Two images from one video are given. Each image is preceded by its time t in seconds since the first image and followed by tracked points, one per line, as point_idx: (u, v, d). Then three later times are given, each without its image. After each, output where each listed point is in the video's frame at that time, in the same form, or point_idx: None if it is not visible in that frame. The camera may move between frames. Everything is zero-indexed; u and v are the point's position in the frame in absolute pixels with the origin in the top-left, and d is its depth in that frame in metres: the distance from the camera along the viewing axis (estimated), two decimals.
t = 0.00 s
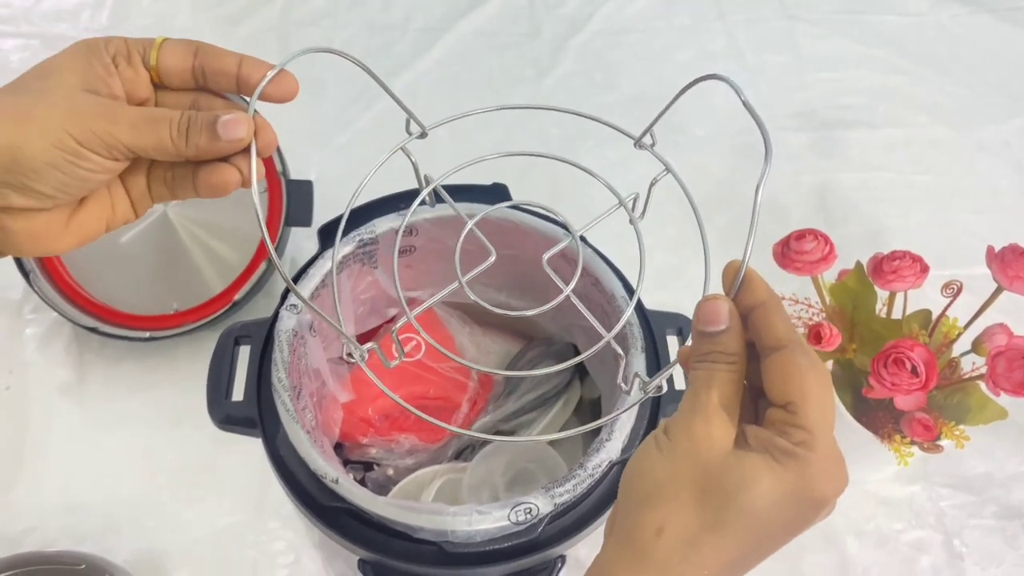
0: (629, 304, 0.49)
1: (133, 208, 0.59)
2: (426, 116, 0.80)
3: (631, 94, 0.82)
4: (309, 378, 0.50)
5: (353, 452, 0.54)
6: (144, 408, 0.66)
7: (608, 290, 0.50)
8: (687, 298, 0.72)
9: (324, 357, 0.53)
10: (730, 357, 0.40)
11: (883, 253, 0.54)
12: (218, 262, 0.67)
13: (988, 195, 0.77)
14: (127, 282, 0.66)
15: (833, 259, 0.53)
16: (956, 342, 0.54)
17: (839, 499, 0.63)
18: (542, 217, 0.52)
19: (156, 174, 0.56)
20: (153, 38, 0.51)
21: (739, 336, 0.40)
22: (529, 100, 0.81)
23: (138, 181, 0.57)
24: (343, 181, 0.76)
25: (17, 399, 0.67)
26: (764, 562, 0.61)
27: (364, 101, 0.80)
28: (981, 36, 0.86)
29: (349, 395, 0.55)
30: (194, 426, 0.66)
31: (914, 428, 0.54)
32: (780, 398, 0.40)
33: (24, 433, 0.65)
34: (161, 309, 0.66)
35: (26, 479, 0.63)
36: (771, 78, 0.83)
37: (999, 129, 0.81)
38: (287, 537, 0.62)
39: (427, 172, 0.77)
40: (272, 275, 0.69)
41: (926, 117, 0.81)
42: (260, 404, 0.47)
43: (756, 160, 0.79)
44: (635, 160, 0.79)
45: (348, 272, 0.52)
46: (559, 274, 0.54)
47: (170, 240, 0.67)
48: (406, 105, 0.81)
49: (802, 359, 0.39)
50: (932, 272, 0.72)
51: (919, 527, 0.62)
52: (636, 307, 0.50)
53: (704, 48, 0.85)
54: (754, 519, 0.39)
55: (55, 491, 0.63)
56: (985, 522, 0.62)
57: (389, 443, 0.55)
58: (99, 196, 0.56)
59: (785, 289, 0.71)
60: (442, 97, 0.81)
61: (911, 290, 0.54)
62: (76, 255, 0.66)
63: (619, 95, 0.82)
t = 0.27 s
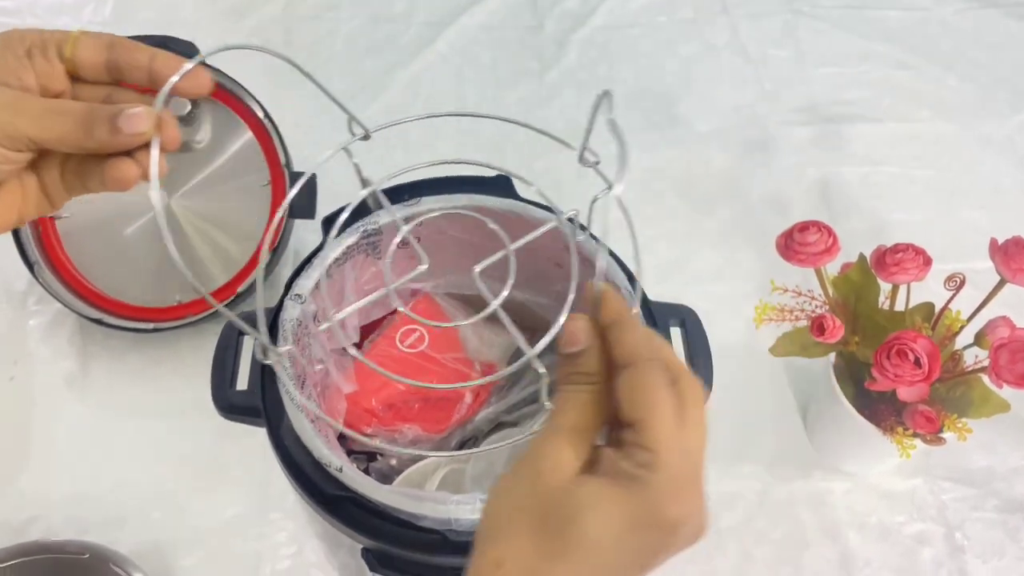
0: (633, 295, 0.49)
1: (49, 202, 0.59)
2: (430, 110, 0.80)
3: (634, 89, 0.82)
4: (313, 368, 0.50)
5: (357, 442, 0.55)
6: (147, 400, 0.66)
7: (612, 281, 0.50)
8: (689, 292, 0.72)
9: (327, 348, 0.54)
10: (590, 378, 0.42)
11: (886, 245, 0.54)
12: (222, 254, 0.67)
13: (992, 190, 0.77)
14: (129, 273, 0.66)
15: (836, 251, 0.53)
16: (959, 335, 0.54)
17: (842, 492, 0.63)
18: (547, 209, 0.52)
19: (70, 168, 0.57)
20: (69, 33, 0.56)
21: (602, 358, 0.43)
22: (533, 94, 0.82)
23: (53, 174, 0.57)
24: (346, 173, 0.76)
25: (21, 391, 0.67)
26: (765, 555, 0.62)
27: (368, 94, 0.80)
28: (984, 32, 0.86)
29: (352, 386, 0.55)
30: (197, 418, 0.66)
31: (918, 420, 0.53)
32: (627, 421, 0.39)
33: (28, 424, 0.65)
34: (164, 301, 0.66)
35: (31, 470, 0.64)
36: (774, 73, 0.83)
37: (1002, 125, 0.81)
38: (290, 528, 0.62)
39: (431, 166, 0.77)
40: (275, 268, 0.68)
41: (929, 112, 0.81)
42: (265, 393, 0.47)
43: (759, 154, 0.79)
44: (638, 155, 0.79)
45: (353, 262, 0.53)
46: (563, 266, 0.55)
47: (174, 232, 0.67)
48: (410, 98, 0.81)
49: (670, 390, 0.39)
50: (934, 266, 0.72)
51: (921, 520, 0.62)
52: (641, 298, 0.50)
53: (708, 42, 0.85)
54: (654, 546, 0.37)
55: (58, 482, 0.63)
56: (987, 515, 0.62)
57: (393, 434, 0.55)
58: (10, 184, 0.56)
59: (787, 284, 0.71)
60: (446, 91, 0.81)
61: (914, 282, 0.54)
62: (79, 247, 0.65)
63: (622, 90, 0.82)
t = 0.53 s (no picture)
0: (634, 289, 0.49)
1: None
2: (432, 105, 0.80)
3: (635, 85, 0.82)
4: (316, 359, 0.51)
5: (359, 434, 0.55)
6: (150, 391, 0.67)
7: (613, 274, 0.50)
8: (690, 287, 0.72)
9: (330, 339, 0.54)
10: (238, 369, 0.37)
11: (886, 240, 0.54)
12: (225, 247, 0.67)
13: (992, 187, 0.78)
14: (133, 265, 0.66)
15: (836, 245, 0.53)
16: (958, 329, 0.55)
17: (841, 485, 0.64)
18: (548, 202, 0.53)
19: None
20: None
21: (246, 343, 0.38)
22: (535, 89, 0.82)
23: None
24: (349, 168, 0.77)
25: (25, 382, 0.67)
26: (766, 548, 0.61)
27: (370, 90, 0.81)
28: (985, 29, 0.86)
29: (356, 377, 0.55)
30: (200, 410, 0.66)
31: (917, 414, 0.53)
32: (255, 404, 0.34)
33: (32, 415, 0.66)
34: (169, 294, 0.67)
35: (34, 460, 0.64)
36: (775, 69, 0.83)
37: (1002, 122, 0.81)
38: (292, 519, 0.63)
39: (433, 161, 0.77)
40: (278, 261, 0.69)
41: (929, 108, 0.82)
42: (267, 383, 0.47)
43: (760, 150, 0.79)
44: (639, 150, 0.79)
45: (356, 255, 0.53)
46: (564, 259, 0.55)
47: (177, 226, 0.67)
48: (412, 93, 0.81)
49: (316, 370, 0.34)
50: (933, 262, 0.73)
51: (920, 514, 0.63)
52: (642, 290, 0.50)
53: (709, 39, 0.85)
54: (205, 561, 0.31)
55: (62, 472, 0.63)
56: (986, 509, 0.63)
57: (395, 425, 0.55)
58: None
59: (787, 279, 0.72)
60: (448, 86, 0.81)
61: (914, 277, 0.54)
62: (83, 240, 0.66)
63: (624, 85, 0.82)
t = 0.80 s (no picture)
0: (635, 283, 0.49)
1: None
2: (434, 101, 0.81)
3: (637, 82, 0.83)
4: (318, 353, 0.51)
5: (361, 427, 0.55)
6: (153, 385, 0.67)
7: (614, 269, 0.50)
8: (691, 283, 0.72)
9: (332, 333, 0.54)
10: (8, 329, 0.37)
11: (887, 237, 0.54)
12: (227, 242, 0.68)
13: (993, 185, 0.78)
14: (135, 259, 0.66)
15: (837, 241, 0.53)
16: (958, 325, 0.55)
17: (841, 481, 0.64)
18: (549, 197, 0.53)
19: None
20: None
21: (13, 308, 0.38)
22: (537, 85, 0.82)
23: None
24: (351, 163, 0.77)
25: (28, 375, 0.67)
26: (767, 544, 0.61)
27: (372, 86, 0.81)
28: (986, 27, 0.86)
29: (357, 371, 0.56)
30: (202, 404, 0.67)
31: (918, 410, 0.53)
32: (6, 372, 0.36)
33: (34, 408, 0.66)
34: (170, 288, 0.66)
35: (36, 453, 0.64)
36: (776, 67, 0.83)
37: (1004, 120, 0.81)
38: (294, 513, 0.63)
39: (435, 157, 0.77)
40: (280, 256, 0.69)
41: (931, 106, 0.82)
42: (270, 375, 0.47)
43: (761, 147, 0.79)
44: (641, 147, 0.79)
45: (359, 249, 0.53)
46: (565, 254, 0.55)
47: (179, 220, 0.67)
48: (414, 89, 0.81)
49: None
50: (934, 260, 0.73)
51: (919, 510, 0.63)
52: (643, 285, 0.50)
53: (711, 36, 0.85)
54: None
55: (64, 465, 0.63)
56: (985, 506, 0.63)
57: (397, 419, 0.56)
58: None
59: (789, 275, 0.72)
60: (450, 82, 0.82)
61: (915, 273, 0.54)
62: (86, 234, 0.65)
63: (625, 82, 0.83)
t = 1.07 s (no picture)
0: (636, 278, 0.50)
1: None
2: (435, 97, 0.81)
3: (638, 78, 0.83)
4: (319, 347, 0.51)
5: (362, 421, 0.55)
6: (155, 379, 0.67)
7: (614, 264, 0.51)
8: (692, 279, 0.72)
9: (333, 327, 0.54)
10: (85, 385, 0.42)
11: (886, 233, 0.54)
12: (228, 237, 0.67)
13: (994, 182, 0.78)
14: (137, 253, 0.66)
15: (837, 237, 0.53)
16: (958, 322, 0.55)
17: (840, 477, 0.64)
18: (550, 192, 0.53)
19: None
20: None
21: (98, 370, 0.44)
22: (538, 82, 0.82)
23: None
24: (352, 159, 0.77)
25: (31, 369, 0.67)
26: (766, 539, 0.61)
27: (374, 82, 0.81)
28: (987, 25, 0.87)
29: (357, 365, 0.56)
30: (204, 398, 0.67)
31: (917, 406, 0.53)
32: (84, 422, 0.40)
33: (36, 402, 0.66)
34: (172, 283, 0.66)
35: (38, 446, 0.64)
36: (777, 64, 0.84)
37: (1004, 117, 0.81)
38: (295, 507, 0.63)
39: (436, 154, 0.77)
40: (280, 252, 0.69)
41: (931, 103, 0.82)
42: (270, 368, 0.48)
43: (762, 144, 0.79)
44: (642, 143, 0.79)
45: (359, 244, 0.53)
46: (565, 249, 0.55)
47: (181, 215, 0.67)
48: (415, 85, 0.81)
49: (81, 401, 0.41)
50: (934, 257, 0.73)
51: (919, 506, 0.63)
52: (643, 280, 0.51)
53: (712, 33, 0.85)
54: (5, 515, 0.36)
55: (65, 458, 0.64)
56: (983, 502, 0.63)
57: (398, 413, 0.56)
58: None
59: (789, 272, 0.72)
60: (451, 78, 0.82)
61: (914, 270, 0.54)
62: (87, 228, 0.66)
63: (626, 79, 0.83)
